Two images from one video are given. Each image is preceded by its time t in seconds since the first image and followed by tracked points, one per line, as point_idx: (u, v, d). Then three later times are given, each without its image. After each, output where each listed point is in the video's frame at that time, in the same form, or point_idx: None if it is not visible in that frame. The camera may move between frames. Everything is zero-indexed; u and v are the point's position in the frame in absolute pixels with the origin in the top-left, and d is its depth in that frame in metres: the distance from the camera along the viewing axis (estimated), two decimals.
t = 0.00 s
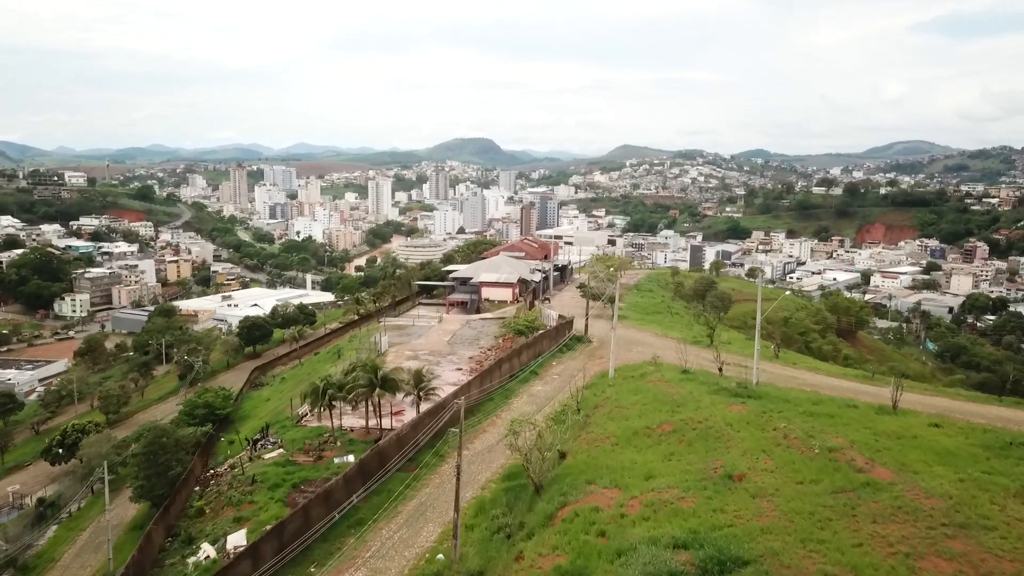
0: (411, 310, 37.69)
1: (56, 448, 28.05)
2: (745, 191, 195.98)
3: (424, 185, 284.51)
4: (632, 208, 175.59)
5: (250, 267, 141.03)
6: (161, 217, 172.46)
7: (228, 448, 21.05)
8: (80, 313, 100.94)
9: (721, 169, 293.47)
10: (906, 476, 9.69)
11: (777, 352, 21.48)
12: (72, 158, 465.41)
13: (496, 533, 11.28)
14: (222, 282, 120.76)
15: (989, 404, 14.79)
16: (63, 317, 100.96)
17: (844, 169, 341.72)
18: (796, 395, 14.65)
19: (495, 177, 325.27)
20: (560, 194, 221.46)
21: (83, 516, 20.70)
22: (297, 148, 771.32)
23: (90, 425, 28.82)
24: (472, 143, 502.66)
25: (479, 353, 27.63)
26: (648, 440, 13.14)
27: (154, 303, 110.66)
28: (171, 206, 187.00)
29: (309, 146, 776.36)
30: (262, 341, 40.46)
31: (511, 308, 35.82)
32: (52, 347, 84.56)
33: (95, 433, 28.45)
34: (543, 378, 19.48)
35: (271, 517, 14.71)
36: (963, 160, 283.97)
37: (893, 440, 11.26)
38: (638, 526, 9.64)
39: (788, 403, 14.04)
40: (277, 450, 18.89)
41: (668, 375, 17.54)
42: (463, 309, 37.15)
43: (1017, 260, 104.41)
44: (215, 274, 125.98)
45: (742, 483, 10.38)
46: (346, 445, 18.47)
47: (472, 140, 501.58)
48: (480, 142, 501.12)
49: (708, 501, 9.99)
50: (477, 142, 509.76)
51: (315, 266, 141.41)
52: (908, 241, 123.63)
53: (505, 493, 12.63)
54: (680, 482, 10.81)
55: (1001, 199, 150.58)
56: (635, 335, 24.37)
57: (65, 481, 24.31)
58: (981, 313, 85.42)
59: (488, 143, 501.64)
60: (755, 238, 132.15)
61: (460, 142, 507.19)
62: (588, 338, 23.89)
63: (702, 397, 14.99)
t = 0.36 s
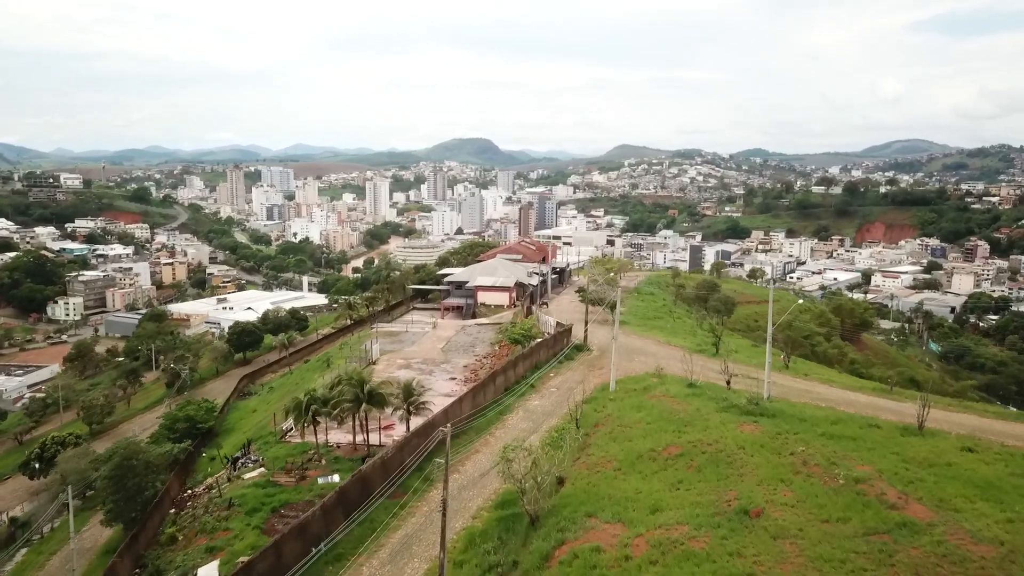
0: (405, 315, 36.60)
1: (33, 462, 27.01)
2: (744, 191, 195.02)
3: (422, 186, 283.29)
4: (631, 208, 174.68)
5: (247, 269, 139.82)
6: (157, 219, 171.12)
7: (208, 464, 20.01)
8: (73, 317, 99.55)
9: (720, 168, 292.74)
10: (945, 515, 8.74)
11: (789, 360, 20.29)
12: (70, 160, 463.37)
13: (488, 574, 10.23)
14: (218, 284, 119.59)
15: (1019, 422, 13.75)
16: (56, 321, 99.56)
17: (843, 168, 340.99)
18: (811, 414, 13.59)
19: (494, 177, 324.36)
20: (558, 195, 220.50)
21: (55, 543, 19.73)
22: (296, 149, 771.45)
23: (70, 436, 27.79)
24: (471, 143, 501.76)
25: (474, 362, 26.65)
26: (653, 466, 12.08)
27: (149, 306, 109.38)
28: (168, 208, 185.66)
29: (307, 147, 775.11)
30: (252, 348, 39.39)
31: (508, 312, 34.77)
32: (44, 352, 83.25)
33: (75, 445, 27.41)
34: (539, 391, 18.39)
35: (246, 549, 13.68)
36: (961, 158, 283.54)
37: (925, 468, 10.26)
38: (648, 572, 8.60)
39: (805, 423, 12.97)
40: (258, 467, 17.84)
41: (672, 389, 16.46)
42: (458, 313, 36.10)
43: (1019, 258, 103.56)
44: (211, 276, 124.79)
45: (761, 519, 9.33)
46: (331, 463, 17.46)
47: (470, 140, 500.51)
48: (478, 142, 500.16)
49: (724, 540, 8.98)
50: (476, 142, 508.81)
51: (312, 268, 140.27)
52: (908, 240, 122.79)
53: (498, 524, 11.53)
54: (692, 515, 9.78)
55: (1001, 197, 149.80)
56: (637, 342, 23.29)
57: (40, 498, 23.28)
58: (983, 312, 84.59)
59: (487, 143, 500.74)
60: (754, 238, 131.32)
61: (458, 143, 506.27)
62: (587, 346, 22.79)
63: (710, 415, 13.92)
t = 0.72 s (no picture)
0: (399, 319, 35.56)
1: (10, 476, 25.92)
2: (743, 190, 194.31)
3: (420, 186, 282.10)
4: (630, 208, 173.76)
5: (243, 271, 138.61)
6: (153, 221, 169.87)
7: (187, 482, 18.96)
8: (67, 321, 98.30)
9: (719, 167, 291.88)
10: (997, 564, 7.93)
11: (799, 370, 19.22)
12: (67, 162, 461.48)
13: None
14: (213, 287, 118.37)
15: None
16: (50, 324, 98.30)
17: (842, 167, 339.94)
18: (830, 432, 12.58)
19: (492, 177, 323.09)
20: (557, 195, 219.52)
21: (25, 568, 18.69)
22: (293, 150, 770.23)
23: (49, 448, 26.72)
24: (469, 143, 500.93)
25: (469, 370, 25.64)
26: (659, 494, 11.06)
27: (143, 309, 108.16)
28: (164, 210, 184.39)
29: (305, 149, 773.77)
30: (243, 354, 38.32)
31: (504, 317, 33.75)
32: (36, 356, 82.02)
33: (53, 459, 26.31)
34: (535, 404, 17.34)
35: None
36: (960, 156, 282.92)
37: (963, 502, 9.37)
38: None
39: (823, 443, 11.98)
40: (237, 488, 16.78)
41: (677, 404, 15.41)
42: (453, 318, 35.08)
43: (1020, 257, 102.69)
44: (206, 279, 123.59)
45: (783, 564, 8.41)
46: (314, 483, 16.42)
47: (469, 140, 499.48)
48: (477, 142, 499.11)
49: None
50: (474, 142, 507.75)
51: (308, 270, 139.09)
52: (908, 240, 121.93)
53: (490, 558, 10.54)
54: (707, 558, 8.83)
55: (1001, 196, 148.97)
56: (638, 351, 22.22)
57: (13, 517, 22.19)
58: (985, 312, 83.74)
59: (485, 143, 499.62)
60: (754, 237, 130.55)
61: (457, 143, 505.32)
62: (587, 354, 21.73)
63: (720, 433, 12.90)
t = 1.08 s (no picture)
0: (392, 324, 34.55)
1: None
2: (742, 189, 193.42)
3: (419, 187, 280.85)
4: (629, 208, 172.74)
5: (239, 273, 137.37)
6: (149, 222, 168.66)
7: (163, 502, 17.93)
8: (60, 324, 97.05)
9: (718, 167, 290.91)
10: None
11: (811, 381, 18.17)
12: (66, 163, 459.58)
13: None
14: (209, 288, 117.15)
15: None
16: (43, 327, 97.01)
17: (841, 165, 338.79)
18: (851, 454, 11.64)
19: (491, 177, 321.96)
20: (555, 195, 218.50)
21: None
22: (292, 151, 768.30)
23: (26, 462, 25.61)
24: (468, 143, 499.93)
25: (463, 379, 24.65)
26: (666, 526, 10.08)
27: (138, 311, 106.91)
28: (160, 211, 183.11)
29: (304, 150, 772.59)
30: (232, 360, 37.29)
31: (500, 321, 32.75)
32: (28, 359, 80.79)
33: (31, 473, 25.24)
34: (530, 418, 16.29)
35: None
36: (959, 155, 282.11)
37: (1008, 542, 8.59)
38: None
39: (845, 467, 11.03)
40: (214, 509, 15.78)
41: (683, 420, 14.40)
42: (448, 323, 34.05)
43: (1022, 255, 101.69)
44: (202, 280, 122.36)
45: None
46: (296, 504, 15.38)
47: (468, 140, 498.27)
48: (475, 142, 497.94)
49: None
50: (473, 142, 506.59)
51: (305, 271, 137.89)
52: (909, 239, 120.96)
53: None
54: None
55: (1002, 195, 147.91)
56: (640, 359, 21.16)
57: None
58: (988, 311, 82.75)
59: (483, 143, 498.38)
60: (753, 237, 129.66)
61: (455, 143, 504.30)
62: (586, 363, 20.70)
63: (730, 455, 11.96)
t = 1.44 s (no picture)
0: (386, 329, 33.59)
1: None
2: (742, 189, 192.57)
3: (417, 187, 279.77)
4: (628, 208, 171.72)
5: (237, 275, 136.21)
6: (146, 224, 167.56)
7: (139, 522, 16.98)
8: (55, 327, 95.86)
9: (718, 167, 290.07)
10: None
11: (822, 394, 17.22)
12: (65, 165, 458.25)
13: None
14: (205, 290, 116.00)
15: None
16: (37, 331, 95.82)
17: (841, 164, 337.66)
18: (874, 479, 10.71)
19: (490, 177, 320.92)
20: (554, 195, 217.41)
21: None
22: (291, 151, 768.83)
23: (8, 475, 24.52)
24: (467, 143, 499.18)
25: (457, 388, 23.74)
26: (673, 563, 9.13)
27: (134, 314, 105.79)
28: (158, 212, 181.87)
29: (303, 151, 771.31)
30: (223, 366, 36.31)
31: (497, 326, 31.84)
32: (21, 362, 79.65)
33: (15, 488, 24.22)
34: (525, 435, 15.31)
35: None
36: (959, 154, 281.28)
37: None
38: None
39: (868, 495, 10.10)
40: (189, 532, 14.81)
41: (688, 437, 13.44)
42: (443, 327, 33.11)
43: None
44: (199, 282, 121.26)
45: None
46: (276, 527, 14.39)
47: (466, 140, 497.25)
48: (475, 142, 497.19)
49: None
50: (472, 142, 505.72)
51: (303, 273, 136.77)
52: (910, 238, 120.03)
53: None
54: None
55: (1003, 193, 147.23)
56: (642, 368, 20.23)
57: None
58: (990, 311, 81.88)
59: (482, 143, 497.47)
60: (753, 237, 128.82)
61: (454, 143, 503.34)
62: (585, 372, 19.74)
63: (741, 481, 11.01)
